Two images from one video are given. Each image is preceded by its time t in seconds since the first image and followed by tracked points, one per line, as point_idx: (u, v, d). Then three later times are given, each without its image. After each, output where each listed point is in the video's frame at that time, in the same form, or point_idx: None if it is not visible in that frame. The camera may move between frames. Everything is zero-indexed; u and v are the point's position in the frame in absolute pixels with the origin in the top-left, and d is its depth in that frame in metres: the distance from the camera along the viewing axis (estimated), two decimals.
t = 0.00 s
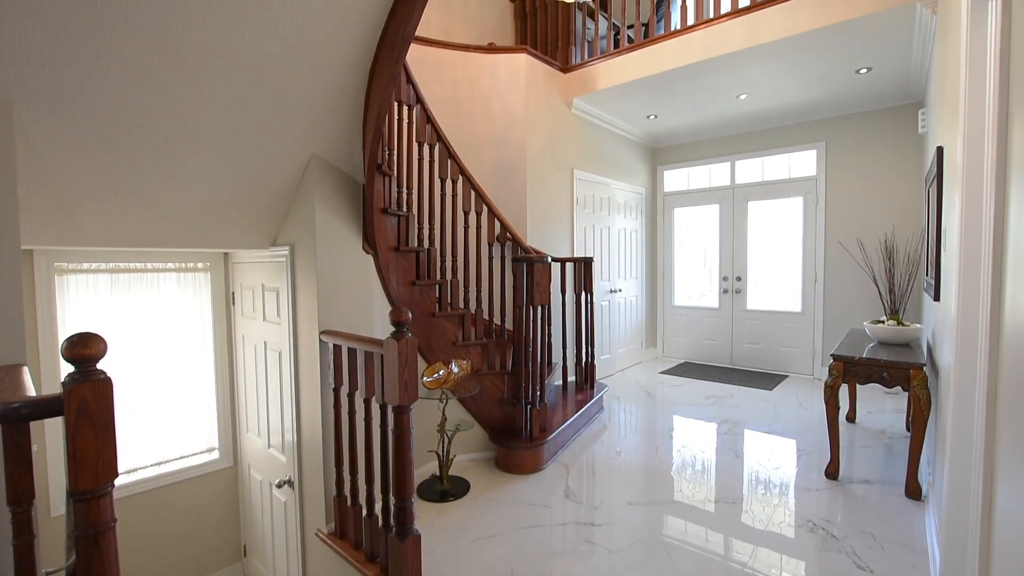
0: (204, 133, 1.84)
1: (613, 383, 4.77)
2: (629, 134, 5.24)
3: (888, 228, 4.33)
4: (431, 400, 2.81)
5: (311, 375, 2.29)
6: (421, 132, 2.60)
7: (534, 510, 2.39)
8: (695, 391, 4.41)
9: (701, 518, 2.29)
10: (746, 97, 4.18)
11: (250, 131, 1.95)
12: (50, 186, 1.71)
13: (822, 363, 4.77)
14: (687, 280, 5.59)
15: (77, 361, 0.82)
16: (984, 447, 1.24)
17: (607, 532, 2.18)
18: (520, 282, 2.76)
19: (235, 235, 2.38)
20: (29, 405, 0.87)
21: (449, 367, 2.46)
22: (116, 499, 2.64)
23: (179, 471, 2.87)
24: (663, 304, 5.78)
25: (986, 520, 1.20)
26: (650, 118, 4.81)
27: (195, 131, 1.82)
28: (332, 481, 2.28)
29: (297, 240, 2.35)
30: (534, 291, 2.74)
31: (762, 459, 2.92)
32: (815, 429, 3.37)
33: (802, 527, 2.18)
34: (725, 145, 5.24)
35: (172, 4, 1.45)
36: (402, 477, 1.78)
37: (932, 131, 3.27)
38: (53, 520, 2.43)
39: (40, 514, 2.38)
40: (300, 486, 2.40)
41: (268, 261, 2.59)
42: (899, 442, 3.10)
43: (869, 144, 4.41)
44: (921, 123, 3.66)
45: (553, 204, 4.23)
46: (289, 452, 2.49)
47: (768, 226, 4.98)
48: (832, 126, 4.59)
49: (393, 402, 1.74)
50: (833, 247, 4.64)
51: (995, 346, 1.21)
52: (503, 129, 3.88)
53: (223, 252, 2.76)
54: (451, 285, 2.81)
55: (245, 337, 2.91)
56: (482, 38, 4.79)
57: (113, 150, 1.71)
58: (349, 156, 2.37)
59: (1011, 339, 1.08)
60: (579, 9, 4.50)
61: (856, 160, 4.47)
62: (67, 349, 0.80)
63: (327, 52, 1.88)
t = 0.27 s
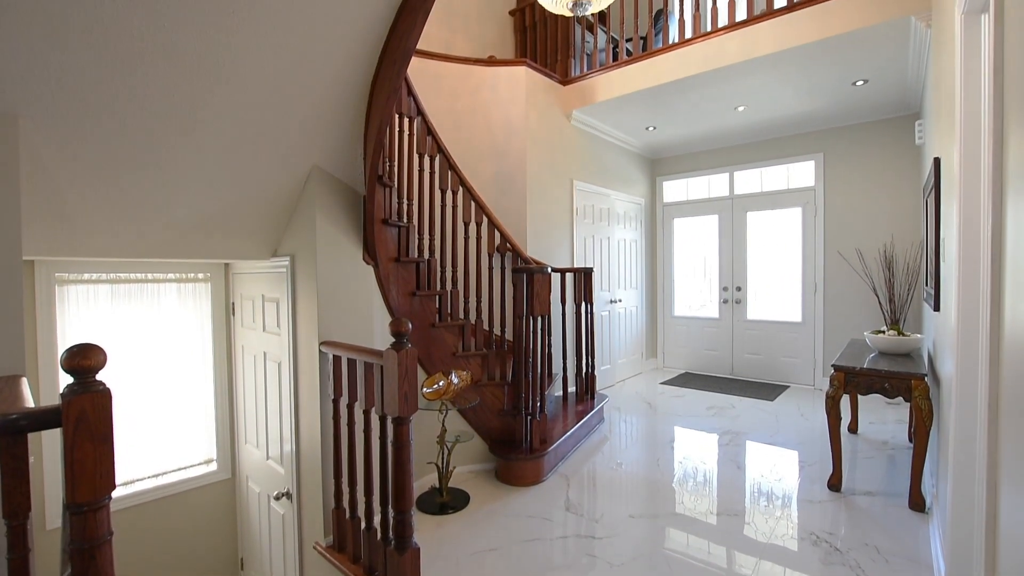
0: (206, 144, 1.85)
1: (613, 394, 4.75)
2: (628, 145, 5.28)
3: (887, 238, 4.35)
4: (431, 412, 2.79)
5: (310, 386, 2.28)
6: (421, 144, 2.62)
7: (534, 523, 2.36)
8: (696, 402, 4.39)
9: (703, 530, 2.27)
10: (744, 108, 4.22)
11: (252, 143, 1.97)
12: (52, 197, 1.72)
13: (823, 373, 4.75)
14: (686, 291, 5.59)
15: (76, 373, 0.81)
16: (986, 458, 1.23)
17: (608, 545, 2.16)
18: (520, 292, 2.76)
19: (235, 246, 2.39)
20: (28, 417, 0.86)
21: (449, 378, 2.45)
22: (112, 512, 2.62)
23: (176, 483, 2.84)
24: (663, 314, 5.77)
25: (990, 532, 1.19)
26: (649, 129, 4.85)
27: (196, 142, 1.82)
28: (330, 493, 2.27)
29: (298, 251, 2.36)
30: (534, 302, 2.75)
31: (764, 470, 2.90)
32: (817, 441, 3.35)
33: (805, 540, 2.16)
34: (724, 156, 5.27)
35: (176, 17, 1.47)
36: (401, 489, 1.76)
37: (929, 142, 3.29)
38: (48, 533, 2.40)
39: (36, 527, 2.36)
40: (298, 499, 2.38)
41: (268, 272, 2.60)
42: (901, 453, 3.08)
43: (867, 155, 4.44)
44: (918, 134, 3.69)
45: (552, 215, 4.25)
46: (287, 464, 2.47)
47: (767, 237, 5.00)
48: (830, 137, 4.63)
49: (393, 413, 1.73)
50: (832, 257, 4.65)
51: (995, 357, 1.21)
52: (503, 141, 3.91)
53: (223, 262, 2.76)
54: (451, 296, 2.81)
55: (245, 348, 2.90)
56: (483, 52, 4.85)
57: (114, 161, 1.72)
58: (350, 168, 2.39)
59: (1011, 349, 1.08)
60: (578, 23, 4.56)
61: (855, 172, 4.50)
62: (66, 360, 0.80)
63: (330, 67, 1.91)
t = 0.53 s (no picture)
0: (208, 157, 1.87)
1: (614, 406, 4.73)
2: (627, 158, 5.32)
3: (886, 250, 4.36)
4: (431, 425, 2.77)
5: (309, 398, 2.27)
6: (422, 157, 2.64)
7: (534, 538, 2.33)
8: (698, 414, 4.36)
9: (705, 545, 2.24)
10: (742, 121, 4.26)
11: (253, 157, 1.98)
12: (54, 211, 1.73)
13: (824, 385, 4.73)
14: (686, 302, 5.59)
15: (75, 386, 0.80)
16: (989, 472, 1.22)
17: (609, 561, 2.13)
18: (520, 304, 2.76)
19: (236, 258, 2.40)
20: (25, 431, 0.83)
21: (448, 391, 2.44)
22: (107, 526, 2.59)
23: (174, 497, 2.82)
24: (663, 326, 5.77)
25: (994, 546, 1.17)
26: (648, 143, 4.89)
27: (198, 156, 1.84)
28: (328, 508, 2.24)
29: (298, 263, 2.36)
30: (534, 314, 2.74)
31: (766, 484, 2.87)
32: (820, 454, 3.32)
33: (809, 555, 2.13)
34: (722, 169, 5.31)
35: (181, 33, 1.49)
36: (399, 503, 1.74)
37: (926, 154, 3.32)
38: (42, 549, 2.38)
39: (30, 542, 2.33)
40: (295, 513, 2.36)
41: (269, 284, 2.60)
42: (905, 466, 3.05)
43: (865, 167, 4.47)
44: (914, 147, 3.72)
45: (552, 227, 4.27)
46: (286, 478, 2.45)
47: (767, 248, 5.02)
48: (827, 150, 4.67)
49: (392, 426, 1.72)
50: (831, 268, 4.66)
51: (995, 368, 1.20)
52: (503, 154, 3.94)
53: (224, 274, 2.77)
54: (451, 308, 2.81)
55: (244, 360, 2.90)
56: (483, 66, 4.91)
57: (117, 174, 1.74)
58: (350, 181, 2.40)
59: (1011, 361, 1.08)
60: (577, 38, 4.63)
61: (853, 184, 4.53)
62: (65, 373, 0.79)
63: (331, 82, 1.93)
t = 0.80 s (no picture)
0: (210, 172, 1.88)
1: (614, 421, 4.69)
2: (626, 172, 5.36)
3: (885, 263, 4.37)
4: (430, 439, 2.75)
5: (308, 412, 2.26)
6: (422, 172, 2.66)
7: (534, 555, 2.30)
8: (699, 429, 4.33)
9: (708, 563, 2.20)
10: (740, 136, 4.30)
11: (255, 173, 2.00)
12: (56, 225, 1.74)
13: (826, 399, 4.70)
14: (686, 316, 5.58)
15: (73, 401, 0.80)
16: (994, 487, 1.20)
17: None
18: (520, 318, 2.76)
19: (236, 272, 2.40)
20: (22, 445, 0.81)
21: (448, 405, 2.43)
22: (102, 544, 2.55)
23: (170, 512, 2.79)
24: (663, 339, 5.75)
25: (1000, 563, 1.16)
26: (647, 157, 4.94)
27: (200, 172, 1.86)
28: (326, 524, 2.21)
29: (298, 277, 2.37)
30: (534, 327, 2.74)
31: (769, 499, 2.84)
32: (823, 469, 3.29)
33: (813, 573, 2.10)
34: (721, 183, 5.35)
35: (187, 57, 1.51)
36: (398, 520, 1.72)
37: (922, 168, 3.34)
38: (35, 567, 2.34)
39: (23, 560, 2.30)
40: (292, 529, 2.33)
41: (269, 297, 2.60)
42: (909, 481, 3.03)
43: (862, 181, 4.51)
44: (911, 160, 3.74)
45: (552, 240, 4.28)
46: (283, 494, 2.42)
47: (766, 262, 5.03)
48: (825, 164, 4.71)
49: (391, 441, 1.71)
50: (831, 282, 4.67)
51: (997, 381, 1.20)
52: (503, 168, 3.98)
53: (224, 288, 2.77)
54: (451, 321, 2.81)
55: (243, 374, 2.89)
56: (483, 83, 4.98)
57: (119, 189, 1.75)
58: (351, 196, 2.42)
59: (1012, 373, 1.07)
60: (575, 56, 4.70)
61: (851, 198, 4.56)
62: (63, 388, 0.79)
63: (333, 99, 1.95)
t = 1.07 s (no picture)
0: (212, 188, 1.90)
1: (615, 436, 4.65)
2: (625, 188, 5.40)
3: (885, 277, 4.37)
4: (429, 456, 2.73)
5: (306, 428, 2.24)
6: (423, 188, 2.68)
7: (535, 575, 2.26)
8: (701, 444, 4.29)
9: None
10: (738, 152, 4.35)
11: (256, 189, 2.02)
12: (57, 240, 1.74)
13: (829, 414, 4.67)
14: (687, 330, 5.57)
15: (71, 416, 0.79)
16: (999, 504, 1.19)
17: None
18: (520, 333, 2.75)
19: (237, 287, 2.41)
20: (17, 462, 0.81)
21: (448, 421, 2.41)
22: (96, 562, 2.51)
23: (165, 530, 2.75)
24: (663, 354, 5.74)
25: None
26: (646, 173, 4.98)
27: (201, 187, 1.87)
28: (323, 542, 2.18)
29: (298, 292, 2.37)
30: (534, 343, 2.74)
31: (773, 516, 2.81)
32: (826, 485, 3.25)
33: None
34: (719, 198, 5.39)
35: (193, 75, 1.53)
36: (396, 539, 1.69)
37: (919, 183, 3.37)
38: None
39: None
40: (289, 548, 2.29)
41: (269, 312, 2.61)
42: (914, 497, 2.99)
43: (859, 196, 4.54)
44: (908, 176, 3.77)
45: (552, 255, 4.30)
46: (280, 511, 2.39)
47: (766, 276, 5.04)
48: (822, 179, 4.75)
49: (390, 457, 1.69)
50: (831, 296, 4.67)
51: (999, 396, 1.19)
52: (502, 183, 4.01)
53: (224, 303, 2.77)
54: (451, 336, 2.81)
55: (242, 390, 2.87)
56: (483, 100, 5.05)
57: (121, 205, 1.76)
58: (352, 211, 2.43)
59: (1013, 388, 1.06)
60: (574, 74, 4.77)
61: (849, 212, 4.59)
62: (62, 404, 0.78)
63: (334, 116, 1.97)
